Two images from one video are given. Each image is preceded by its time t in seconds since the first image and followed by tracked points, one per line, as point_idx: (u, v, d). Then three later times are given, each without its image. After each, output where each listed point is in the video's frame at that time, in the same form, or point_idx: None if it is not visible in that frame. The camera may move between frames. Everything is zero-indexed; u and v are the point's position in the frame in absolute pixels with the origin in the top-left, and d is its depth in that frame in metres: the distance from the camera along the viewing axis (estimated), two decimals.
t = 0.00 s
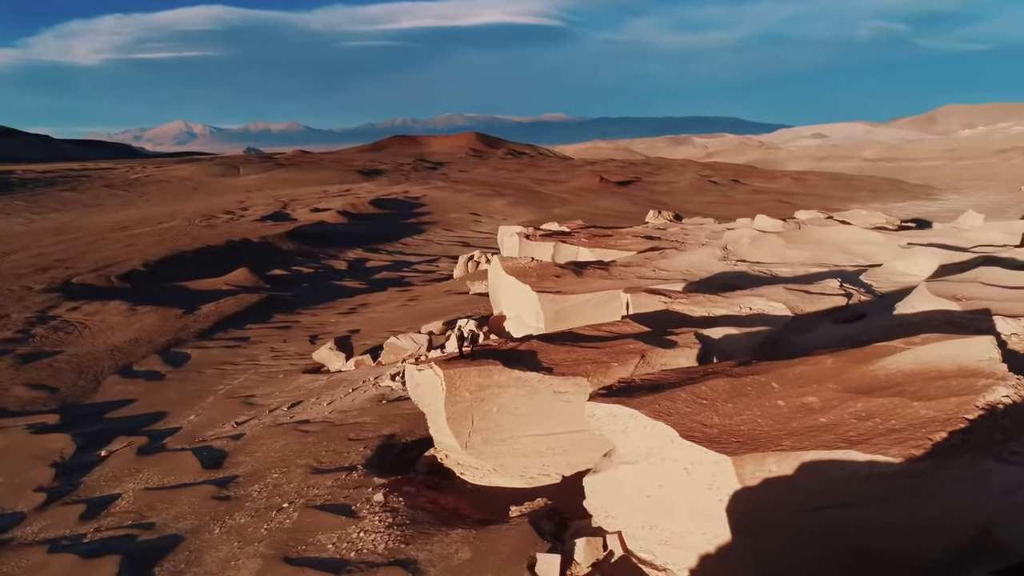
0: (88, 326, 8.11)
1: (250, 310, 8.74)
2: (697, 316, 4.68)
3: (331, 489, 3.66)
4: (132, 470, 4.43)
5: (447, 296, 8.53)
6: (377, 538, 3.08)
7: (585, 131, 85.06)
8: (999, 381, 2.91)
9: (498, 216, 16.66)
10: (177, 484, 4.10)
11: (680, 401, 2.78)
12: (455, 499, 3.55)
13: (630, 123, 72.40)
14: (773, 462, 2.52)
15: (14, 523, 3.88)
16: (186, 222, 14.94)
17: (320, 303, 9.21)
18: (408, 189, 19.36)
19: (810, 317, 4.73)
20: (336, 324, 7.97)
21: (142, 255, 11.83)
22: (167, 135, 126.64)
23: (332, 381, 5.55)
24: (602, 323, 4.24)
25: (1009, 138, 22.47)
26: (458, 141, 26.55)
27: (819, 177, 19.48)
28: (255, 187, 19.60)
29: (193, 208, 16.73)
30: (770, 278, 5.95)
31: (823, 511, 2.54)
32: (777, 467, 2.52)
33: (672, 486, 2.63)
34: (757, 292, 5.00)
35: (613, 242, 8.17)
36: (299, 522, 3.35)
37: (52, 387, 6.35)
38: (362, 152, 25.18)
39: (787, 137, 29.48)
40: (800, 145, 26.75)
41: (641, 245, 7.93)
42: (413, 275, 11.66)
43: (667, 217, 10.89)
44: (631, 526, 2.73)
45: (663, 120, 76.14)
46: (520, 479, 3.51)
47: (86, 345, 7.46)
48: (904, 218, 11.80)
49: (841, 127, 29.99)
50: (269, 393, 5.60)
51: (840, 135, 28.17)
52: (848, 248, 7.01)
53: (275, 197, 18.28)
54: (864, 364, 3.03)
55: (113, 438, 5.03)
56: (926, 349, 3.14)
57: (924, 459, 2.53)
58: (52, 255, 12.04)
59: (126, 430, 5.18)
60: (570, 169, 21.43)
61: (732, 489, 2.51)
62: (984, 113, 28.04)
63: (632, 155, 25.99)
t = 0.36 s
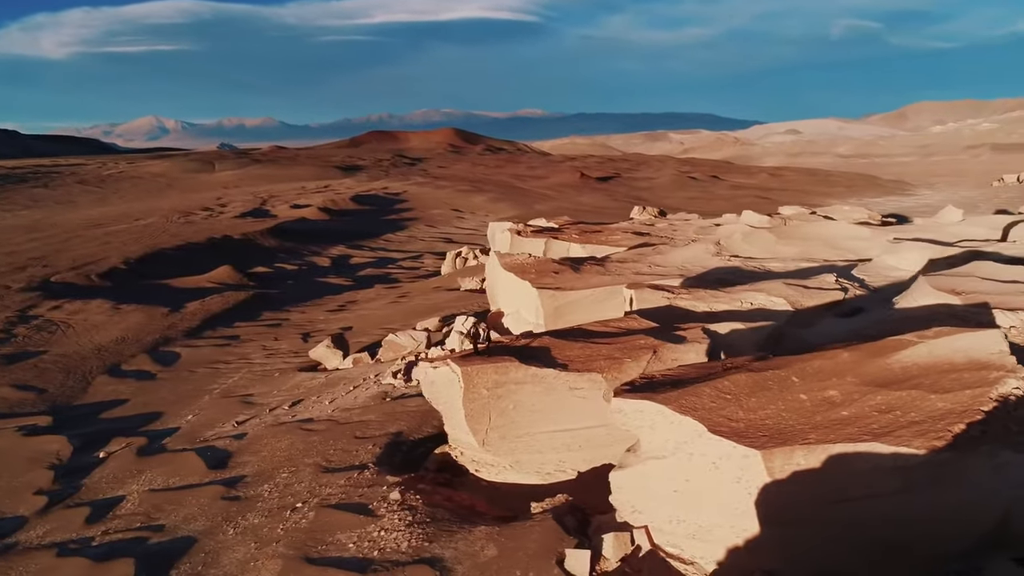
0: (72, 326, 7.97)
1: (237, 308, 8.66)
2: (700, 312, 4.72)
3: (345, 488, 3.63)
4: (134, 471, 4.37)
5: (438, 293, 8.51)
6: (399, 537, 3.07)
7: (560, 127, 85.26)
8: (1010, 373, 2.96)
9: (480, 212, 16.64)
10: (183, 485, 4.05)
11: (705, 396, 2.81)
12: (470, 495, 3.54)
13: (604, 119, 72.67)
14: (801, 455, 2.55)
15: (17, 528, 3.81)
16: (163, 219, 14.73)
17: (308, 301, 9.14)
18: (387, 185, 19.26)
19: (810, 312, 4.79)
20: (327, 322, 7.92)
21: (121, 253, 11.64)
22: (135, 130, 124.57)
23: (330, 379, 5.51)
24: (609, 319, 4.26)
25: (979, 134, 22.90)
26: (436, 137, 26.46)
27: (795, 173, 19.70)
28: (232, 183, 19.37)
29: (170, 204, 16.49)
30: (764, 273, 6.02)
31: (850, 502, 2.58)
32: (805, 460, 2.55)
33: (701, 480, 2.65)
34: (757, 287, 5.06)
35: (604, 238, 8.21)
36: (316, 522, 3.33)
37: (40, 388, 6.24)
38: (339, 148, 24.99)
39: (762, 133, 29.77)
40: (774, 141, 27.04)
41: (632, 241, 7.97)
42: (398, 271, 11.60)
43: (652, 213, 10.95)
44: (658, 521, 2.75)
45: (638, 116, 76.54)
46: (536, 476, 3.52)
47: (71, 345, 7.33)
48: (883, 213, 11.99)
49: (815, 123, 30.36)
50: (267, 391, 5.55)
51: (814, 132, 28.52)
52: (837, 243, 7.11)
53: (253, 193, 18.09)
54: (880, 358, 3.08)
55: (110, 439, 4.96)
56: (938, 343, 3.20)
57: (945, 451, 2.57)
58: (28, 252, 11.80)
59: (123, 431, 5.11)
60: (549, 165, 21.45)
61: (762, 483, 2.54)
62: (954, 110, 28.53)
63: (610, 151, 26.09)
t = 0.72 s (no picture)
0: (56, 325, 7.82)
1: (225, 306, 8.57)
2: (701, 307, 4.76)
3: (358, 487, 3.61)
4: (137, 472, 4.31)
5: (428, 289, 8.49)
6: (421, 534, 3.06)
7: (534, 121, 85.28)
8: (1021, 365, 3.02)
9: (461, 208, 16.61)
10: (190, 485, 4.01)
11: (729, 390, 2.84)
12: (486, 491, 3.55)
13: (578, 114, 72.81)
14: (827, 448, 2.58)
15: (21, 532, 3.74)
16: (140, 216, 14.49)
17: (295, 298, 9.07)
18: (366, 181, 19.15)
19: (809, 306, 4.86)
20: (317, 319, 7.87)
21: (100, 250, 11.44)
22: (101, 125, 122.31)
23: (329, 376, 5.47)
24: (616, 315, 4.28)
25: (949, 130, 23.32)
26: (414, 133, 26.35)
27: (772, 168, 19.93)
28: (208, 179, 19.13)
29: (146, 201, 16.24)
30: (758, 268, 6.09)
31: (873, 494, 2.62)
32: (831, 453, 2.58)
33: (727, 474, 2.68)
34: (756, 282, 5.11)
35: (594, 233, 8.24)
36: (333, 521, 3.30)
37: (28, 388, 6.12)
38: (316, 144, 24.78)
39: (737, 129, 30.05)
40: (749, 136, 27.30)
41: (622, 236, 8.02)
42: (383, 268, 11.56)
43: (636, 209, 11.00)
44: (684, 515, 2.78)
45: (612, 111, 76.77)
46: (552, 472, 3.54)
47: (57, 344, 7.20)
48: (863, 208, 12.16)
49: (789, 119, 30.71)
50: (265, 390, 5.50)
51: (788, 128, 28.85)
52: (824, 238, 7.19)
53: (230, 189, 17.87)
54: (894, 351, 3.13)
55: (107, 440, 4.89)
56: (948, 336, 3.26)
57: (966, 442, 2.60)
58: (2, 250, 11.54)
59: (120, 432, 5.03)
60: (528, 161, 21.46)
61: (789, 476, 2.57)
62: (924, 106, 29.01)
63: (588, 147, 26.16)
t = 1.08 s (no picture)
0: (37, 324, 7.66)
1: (210, 304, 8.47)
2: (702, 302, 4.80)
3: (371, 485, 3.60)
4: (139, 474, 4.25)
5: (416, 286, 8.46)
6: (442, 532, 3.05)
7: (506, 117, 85.23)
8: None
9: (441, 204, 16.56)
10: (195, 486, 3.96)
11: (750, 384, 2.88)
12: (501, 486, 3.56)
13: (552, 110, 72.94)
14: (849, 440, 2.62)
15: (23, 537, 3.67)
16: (115, 213, 14.24)
17: (281, 296, 8.98)
18: (344, 177, 19.02)
19: (806, 301, 4.92)
20: (306, 316, 7.81)
21: (76, 248, 11.23)
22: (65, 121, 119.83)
23: (327, 374, 5.43)
24: (622, 311, 4.29)
25: (919, 126, 23.73)
26: (390, 129, 26.21)
27: (748, 164, 20.13)
28: (182, 175, 18.85)
29: (120, 198, 15.97)
30: (751, 263, 6.16)
31: (893, 483, 2.66)
32: (853, 445, 2.62)
33: (751, 467, 2.71)
34: (753, 277, 5.16)
35: (583, 229, 8.27)
36: (350, 520, 3.28)
37: (14, 389, 5.99)
38: (290, 140, 24.54)
39: (711, 125, 30.31)
40: (724, 132, 27.54)
41: (611, 232, 8.05)
42: (366, 265, 11.49)
43: (620, 204, 11.05)
44: (707, 509, 2.81)
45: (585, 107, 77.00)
46: (566, 467, 3.55)
47: (40, 344, 7.06)
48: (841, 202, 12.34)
49: (762, 115, 31.04)
50: (261, 388, 5.45)
51: (762, 124, 29.15)
52: (811, 233, 7.28)
53: (206, 186, 17.63)
54: (905, 344, 3.19)
55: (103, 442, 4.81)
56: (956, 329, 3.32)
57: (983, 433, 2.63)
58: None
59: (116, 433, 4.96)
60: (506, 157, 21.45)
61: (814, 468, 2.61)
62: (893, 103, 29.48)
63: (565, 143, 26.22)
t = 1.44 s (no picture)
0: (15, 324, 7.49)
1: (193, 302, 8.35)
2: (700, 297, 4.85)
3: (383, 483, 3.58)
4: (140, 476, 4.18)
5: (403, 283, 8.42)
6: (462, 529, 3.05)
7: (477, 112, 85.09)
8: None
9: (419, 200, 16.49)
10: (200, 487, 3.91)
11: (768, 377, 2.92)
12: (514, 480, 3.56)
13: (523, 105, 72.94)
14: (869, 432, 2.68)
15: (25, 542, 3.59)
16: (86, 210, 13.95)
17: (265, 294, 8.88)
18: (320, 174, 18.86)
19: (801, 294, 4.99)
20: (292, 314, 7.73)
21: (49, 245, 10.98)
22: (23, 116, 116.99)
23: (323, 372, 5.38)
24: (626, 306, 4.31)
25: (887, 122, 24.14)
26: (364, 125, 26.03)
27: (723, 159, 20.32)
28: (153, 172, 18.52)
29: (91, 194, 15.65)
30: (741, 258, 6.23)
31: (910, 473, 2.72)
32: (872, 436, 2.68)
33: (772, 459, 2.75)
34: (749, 271, 5.22)
35: (570, 224, 8.29)
36: (366, 519, 3.27)
37: None
38: (262, 135, 24.24)
39: (684, 121, 30.54)
40: (697, 128, 27.75)
41: (599, 227, 8.08)
42: (348, 262, 11.41)
43: (602, 199, 11.09)
44: (728, 501, 2.85)
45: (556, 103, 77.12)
46: (578, 462, 3.56)
47: (21, 344, 6.90)
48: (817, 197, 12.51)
49: (733, 111, 31.34)
50: (256, 388, 5.39)
51: (733, 119, 29.44)
52: (796, 227, 7.37)
53: (178, 182, 17.35)
54: (914, 336, 3.24)
55: (97, 444, 4.72)
56: (960, 321, 3.38)
57: (994, 422, 2.70)
58: None
59: (110, 435, 4.87)
60: (482, 153, 21.40)
61: (835, 459, 2.66)
62: (862, 99, 29.94)
63: (539, 138, 26.24)
